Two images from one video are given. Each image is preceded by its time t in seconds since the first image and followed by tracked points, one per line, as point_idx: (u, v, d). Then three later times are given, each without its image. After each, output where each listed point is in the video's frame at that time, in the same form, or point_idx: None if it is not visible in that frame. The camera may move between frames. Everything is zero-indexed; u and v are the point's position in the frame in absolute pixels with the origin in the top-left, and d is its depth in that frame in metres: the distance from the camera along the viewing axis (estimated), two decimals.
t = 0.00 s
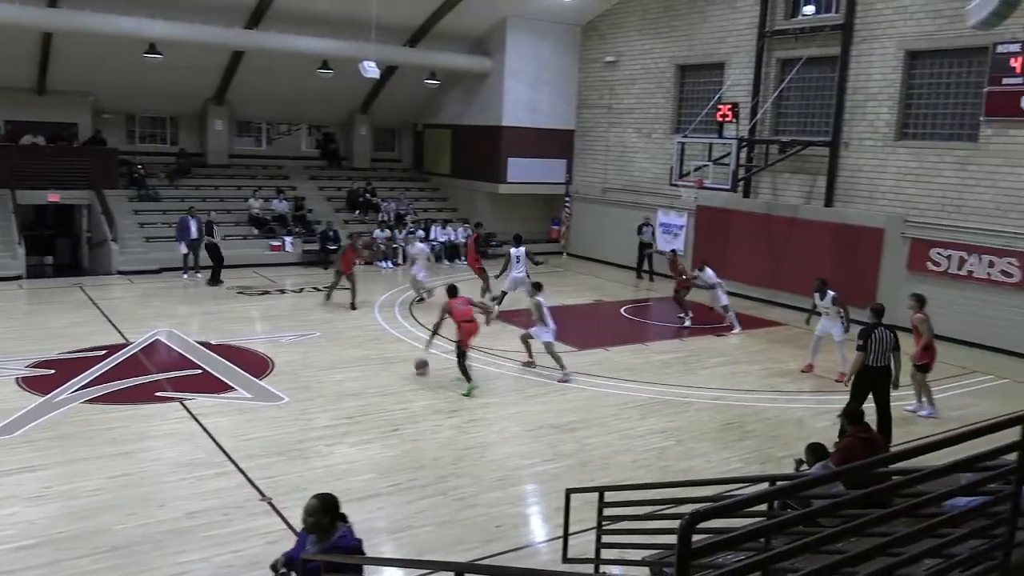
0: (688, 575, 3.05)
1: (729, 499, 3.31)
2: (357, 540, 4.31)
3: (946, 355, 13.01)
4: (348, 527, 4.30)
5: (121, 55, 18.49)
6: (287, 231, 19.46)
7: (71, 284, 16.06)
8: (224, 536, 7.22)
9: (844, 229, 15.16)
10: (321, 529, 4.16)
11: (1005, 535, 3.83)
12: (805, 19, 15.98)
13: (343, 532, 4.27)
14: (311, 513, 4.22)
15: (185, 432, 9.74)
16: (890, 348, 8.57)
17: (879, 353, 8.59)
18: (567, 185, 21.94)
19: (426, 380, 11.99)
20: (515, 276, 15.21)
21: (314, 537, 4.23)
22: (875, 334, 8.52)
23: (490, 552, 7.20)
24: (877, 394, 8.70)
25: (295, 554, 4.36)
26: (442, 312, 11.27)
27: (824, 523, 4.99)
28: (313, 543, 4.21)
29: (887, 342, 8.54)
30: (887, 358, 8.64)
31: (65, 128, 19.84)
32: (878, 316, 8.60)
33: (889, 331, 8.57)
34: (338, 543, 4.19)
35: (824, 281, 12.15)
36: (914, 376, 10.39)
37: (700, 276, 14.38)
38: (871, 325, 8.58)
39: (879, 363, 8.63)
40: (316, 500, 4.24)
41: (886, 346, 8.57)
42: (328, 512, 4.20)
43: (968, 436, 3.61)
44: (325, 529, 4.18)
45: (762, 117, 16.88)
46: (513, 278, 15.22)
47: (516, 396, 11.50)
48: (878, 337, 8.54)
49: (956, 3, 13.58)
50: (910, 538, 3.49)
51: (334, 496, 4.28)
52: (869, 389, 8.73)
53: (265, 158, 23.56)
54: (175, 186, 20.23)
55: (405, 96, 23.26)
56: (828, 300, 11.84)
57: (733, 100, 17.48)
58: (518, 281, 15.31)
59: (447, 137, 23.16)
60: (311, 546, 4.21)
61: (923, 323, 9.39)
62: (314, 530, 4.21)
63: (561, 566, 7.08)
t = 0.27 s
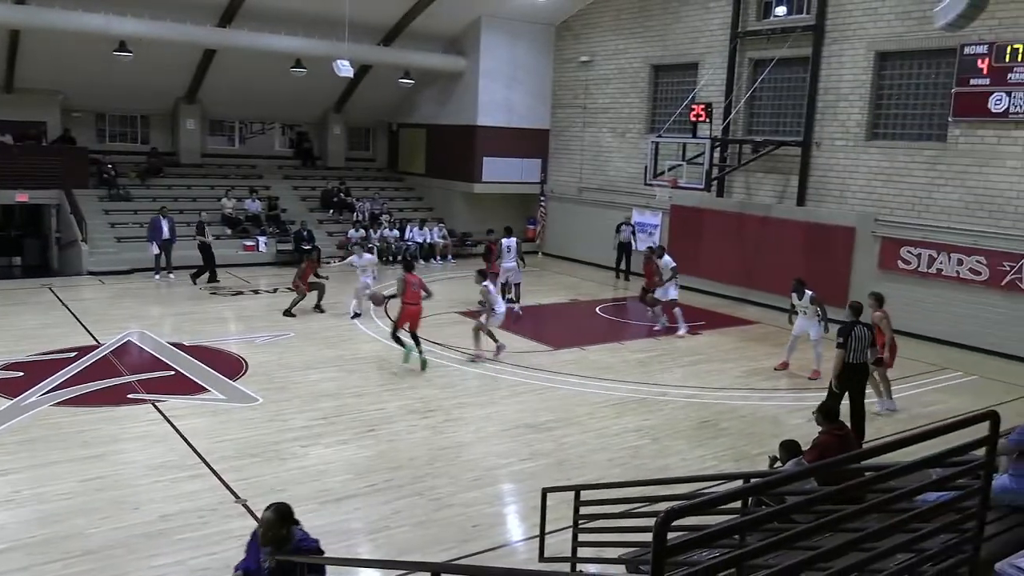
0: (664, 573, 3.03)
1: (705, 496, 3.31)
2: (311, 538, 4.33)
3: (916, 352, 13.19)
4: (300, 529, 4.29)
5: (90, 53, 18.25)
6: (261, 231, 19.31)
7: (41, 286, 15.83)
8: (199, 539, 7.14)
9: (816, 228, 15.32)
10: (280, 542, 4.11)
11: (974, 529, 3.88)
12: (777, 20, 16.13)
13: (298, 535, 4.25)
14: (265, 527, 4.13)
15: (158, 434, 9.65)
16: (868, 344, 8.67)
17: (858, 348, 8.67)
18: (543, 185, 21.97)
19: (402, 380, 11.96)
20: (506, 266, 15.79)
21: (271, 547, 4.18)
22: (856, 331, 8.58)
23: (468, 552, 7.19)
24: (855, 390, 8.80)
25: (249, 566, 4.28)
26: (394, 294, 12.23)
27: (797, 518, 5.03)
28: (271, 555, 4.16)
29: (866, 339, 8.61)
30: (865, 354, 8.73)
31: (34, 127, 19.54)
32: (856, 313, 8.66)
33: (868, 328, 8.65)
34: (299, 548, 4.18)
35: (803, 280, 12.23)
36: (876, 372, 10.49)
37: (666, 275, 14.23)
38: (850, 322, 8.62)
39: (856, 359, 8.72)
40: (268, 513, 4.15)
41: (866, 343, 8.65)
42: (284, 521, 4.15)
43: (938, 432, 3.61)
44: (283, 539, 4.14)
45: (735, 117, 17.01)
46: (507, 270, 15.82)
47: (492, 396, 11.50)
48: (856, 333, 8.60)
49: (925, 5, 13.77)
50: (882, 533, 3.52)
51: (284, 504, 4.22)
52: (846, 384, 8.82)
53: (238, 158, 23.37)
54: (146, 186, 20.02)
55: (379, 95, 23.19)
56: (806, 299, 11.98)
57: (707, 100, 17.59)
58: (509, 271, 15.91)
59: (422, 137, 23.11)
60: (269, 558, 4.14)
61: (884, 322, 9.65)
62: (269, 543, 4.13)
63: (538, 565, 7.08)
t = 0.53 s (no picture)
0: (661, 572, 3.04)
1: (703, 496, 3.30)
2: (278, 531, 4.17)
3: (914, 351, 13.21)
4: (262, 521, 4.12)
5: (87, 51, 18.23)
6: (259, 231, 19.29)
7: (38, 285, 15.80)
8: (196, 539, 7.12)
9: (813, 227, 15.34)
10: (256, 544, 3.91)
11: (973, 527, 3.87)
12: (775, 19, 16.16)
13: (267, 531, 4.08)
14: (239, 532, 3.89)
15: (155, 433, 9.62)
16: (865, 346, 8.68)
17: (854, 350, 8.67)
18: (540, 184, 21.96)
19: (400, 379, 11.94)
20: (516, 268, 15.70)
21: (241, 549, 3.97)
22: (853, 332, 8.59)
23: (466, 551, 7.17)
24: (853, 391, 8.80)
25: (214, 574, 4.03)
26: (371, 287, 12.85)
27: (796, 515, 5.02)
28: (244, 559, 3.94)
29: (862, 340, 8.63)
30: (862, 355, 8.73)
31: (31, 126, 19.51)
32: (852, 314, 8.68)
33: (864, 329, 8.67)
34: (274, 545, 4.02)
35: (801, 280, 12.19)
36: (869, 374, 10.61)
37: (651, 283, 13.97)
38: (847, 323, 8.64)
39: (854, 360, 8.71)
40: (240, 518, 3.91)
41: (863, 343, 8.66)
42: (253, 521, 3.95)
43: (938, 431, 3.58)
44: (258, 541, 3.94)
45: (733, 116, 17.02)
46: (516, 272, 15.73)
47: (490, 395, 11.49)
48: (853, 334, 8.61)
49: (922, 4, 13.79)
50: (880, 532, 3.52)
51: (253, 505, 3.99)
52: (844, 385, 8.81)
53: (236, 157, 23.35)
54: (144, 185, 20.00)
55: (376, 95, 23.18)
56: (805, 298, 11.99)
57: (704, 100, 17.60)
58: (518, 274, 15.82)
59: (420, 137, 23.11)
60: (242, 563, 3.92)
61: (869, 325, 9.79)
62: (242, 548, 3.90)
63: (537, 563, 7.07)
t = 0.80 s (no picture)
0: (661, 572, 3.03)
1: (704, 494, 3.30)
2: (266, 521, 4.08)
3: (914, 350, 13.21)
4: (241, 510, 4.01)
5: (87, 50, 18.22)
6: (259, 230, 19.29)
7: (38, 284, 15.80)
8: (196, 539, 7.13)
9: (813, 227, 15.32)
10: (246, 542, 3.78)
11: (973, 525, 3.87)
12: (775, 18, 16.14)
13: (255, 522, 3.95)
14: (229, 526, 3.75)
15: (155, 432, 9.63)
16: (863, 345, 8.69)
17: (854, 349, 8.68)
18: (540, 184, 21.96)
19: (400, 378, 11.94)
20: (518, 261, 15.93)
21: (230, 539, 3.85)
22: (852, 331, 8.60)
23: (466, 551, 7.18)
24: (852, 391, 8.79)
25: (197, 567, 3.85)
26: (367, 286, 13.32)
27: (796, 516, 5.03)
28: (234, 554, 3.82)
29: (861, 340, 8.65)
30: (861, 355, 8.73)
31: (31, 125, 19.51)
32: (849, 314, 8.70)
33: (862, 329, 8.69)
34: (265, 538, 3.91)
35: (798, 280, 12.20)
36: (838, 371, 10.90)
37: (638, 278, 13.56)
38: (846, 323, 8.67)
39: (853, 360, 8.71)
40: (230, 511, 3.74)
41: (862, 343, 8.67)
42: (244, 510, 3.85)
43: (936, 431, 3.60)
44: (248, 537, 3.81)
45: (733, 115, 17.01)
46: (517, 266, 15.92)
47: (490, 394, 11.49)
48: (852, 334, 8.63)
49: (923, 3, 13.77)
50: (880, 531, 3.52)
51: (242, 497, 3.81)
52: (844, 385, 8.80)
53: (236, 156, 23.34)
54: (144, 184, 20.00)
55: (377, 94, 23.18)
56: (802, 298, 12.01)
57: (704, 99, 17.59)
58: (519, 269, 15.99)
59: (420, 136, 23.11)
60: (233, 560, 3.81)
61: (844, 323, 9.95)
62: (237, 539, 3.78)
63: (537, 563, 7.07)
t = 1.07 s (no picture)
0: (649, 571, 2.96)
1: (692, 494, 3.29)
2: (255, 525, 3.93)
3: (900, 349, 13.29)
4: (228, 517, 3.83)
5: (73, 49, 18.10)
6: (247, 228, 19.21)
7: (24, 284, 15.69)
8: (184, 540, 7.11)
9: (801, 227, 15.38)
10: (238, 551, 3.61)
11: (958, 523, 3.90)
12: (763, 19, 16.19)
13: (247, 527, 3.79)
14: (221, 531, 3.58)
15: (143, 433, 9.60)
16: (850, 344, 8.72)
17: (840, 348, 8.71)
18: (529, 183, 21.96)
19: (389, 378, 11.93)
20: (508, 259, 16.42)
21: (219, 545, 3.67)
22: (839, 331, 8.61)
23: (455, 551, 7.18)
24: (838, 389, 8.86)
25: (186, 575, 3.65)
26: (345, 282, 13.20)
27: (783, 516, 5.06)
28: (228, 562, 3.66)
29: (847, 340, 8.67)
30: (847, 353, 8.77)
31: (17, 124, 19.37)
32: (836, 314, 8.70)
33: (849, 328, 8.71)
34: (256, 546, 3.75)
35: (772, 274, 12.26)
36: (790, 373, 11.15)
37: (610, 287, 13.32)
38: (833, 323, 8.67)
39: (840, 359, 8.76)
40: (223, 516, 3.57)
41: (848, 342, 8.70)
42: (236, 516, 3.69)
43: (922, 430, 3.64)
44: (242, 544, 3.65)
45: (721, 115, 17.06)
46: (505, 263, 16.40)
47: (479, 394, 11.49)
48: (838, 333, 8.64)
49: (910, 4, 13.84)
50: (867, 529, 3.53)
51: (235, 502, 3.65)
52: (829, 384, 8.86)
53: (224, 155, 23.21)
54: (131, 183, 19.90)
55: (366, 93, 23.12)
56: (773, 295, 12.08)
57: (693, 98, 17.63)
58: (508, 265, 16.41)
59: (409, 136, 23.07)
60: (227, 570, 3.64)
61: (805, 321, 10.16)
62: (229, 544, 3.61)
63: (525, 563, 7.08)
